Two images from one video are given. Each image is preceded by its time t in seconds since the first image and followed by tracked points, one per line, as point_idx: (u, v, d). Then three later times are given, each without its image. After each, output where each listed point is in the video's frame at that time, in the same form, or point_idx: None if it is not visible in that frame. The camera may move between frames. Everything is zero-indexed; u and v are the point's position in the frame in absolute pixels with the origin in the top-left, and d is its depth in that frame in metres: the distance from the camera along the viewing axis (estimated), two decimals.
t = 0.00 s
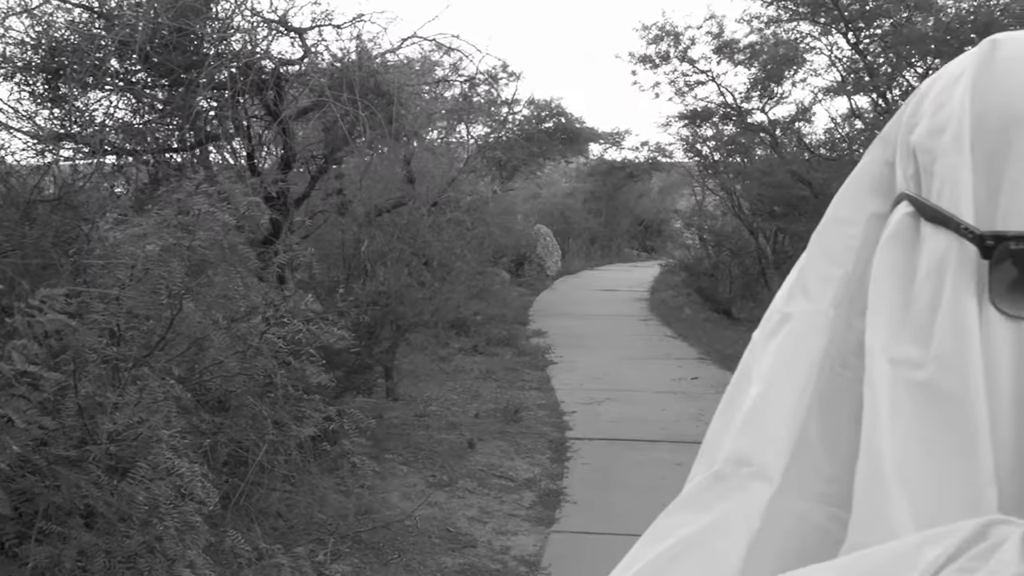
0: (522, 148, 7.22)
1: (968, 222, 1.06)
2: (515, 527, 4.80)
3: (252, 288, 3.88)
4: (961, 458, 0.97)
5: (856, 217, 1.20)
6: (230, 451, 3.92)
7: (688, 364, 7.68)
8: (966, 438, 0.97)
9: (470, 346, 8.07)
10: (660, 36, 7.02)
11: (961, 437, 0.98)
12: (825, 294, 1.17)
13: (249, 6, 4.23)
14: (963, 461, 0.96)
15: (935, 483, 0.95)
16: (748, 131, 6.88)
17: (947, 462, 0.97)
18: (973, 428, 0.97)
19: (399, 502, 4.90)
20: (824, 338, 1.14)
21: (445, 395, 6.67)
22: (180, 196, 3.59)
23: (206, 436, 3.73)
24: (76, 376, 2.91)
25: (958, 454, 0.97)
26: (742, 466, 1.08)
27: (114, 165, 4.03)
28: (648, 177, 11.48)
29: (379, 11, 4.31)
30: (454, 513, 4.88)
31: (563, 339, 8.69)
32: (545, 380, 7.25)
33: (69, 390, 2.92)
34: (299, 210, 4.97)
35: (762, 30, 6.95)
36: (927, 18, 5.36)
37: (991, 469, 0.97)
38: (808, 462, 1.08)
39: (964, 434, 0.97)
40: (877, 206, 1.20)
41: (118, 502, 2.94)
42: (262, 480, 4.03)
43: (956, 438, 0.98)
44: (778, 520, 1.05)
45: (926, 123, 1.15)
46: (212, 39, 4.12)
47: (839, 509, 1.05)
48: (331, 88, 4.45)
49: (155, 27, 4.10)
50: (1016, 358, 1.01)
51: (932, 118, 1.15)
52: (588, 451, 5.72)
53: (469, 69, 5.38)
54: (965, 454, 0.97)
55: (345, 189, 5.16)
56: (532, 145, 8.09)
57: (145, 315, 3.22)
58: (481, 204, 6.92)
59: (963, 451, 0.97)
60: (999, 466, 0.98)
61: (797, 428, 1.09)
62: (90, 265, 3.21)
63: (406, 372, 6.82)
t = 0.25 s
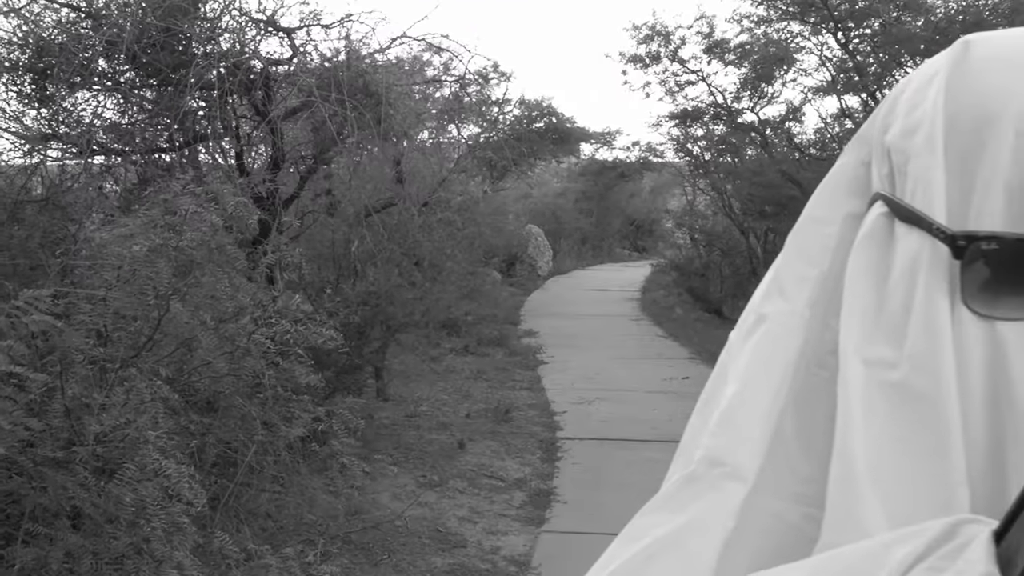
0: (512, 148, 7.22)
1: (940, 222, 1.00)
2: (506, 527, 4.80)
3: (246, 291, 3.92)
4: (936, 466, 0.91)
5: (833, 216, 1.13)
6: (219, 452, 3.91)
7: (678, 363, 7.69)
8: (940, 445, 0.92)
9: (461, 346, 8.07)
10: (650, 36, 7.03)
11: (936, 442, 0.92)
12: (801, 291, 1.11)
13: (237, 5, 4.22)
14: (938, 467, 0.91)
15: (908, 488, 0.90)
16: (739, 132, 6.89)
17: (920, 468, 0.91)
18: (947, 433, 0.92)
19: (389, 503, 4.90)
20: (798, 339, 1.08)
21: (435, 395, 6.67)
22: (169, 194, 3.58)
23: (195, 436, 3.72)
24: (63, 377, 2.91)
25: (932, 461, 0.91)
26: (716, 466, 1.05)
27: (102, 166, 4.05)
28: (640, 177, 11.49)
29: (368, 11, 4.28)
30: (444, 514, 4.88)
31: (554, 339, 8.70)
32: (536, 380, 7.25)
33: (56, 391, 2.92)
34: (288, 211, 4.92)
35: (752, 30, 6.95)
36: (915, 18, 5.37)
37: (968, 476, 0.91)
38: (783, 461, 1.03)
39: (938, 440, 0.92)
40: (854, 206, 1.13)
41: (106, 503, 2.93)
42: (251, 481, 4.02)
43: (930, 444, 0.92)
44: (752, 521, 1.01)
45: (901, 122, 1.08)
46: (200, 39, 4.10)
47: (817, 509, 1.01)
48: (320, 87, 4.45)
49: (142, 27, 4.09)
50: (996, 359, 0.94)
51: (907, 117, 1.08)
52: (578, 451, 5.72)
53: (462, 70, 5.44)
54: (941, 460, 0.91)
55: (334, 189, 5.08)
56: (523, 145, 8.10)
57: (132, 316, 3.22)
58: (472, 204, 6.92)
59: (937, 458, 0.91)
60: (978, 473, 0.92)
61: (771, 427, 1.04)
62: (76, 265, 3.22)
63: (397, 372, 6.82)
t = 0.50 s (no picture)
0: (503, 147, 7.21)
1: (913, 222, 1.00)
2: (496, 527, 4.79)
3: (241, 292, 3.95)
4: (907, 464, 0.91)
5: (809, 215, 1.13)
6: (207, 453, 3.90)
7: (669, 363, 7.69)
8: (911, 442, 0.92)
9: (452, 346, 8.07)
10: (640, 36, 7.03)
11: (908, 441, 0.92)
12: (777, 291, 1.11)
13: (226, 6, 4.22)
14: (910, 466, 0.91)
15: (882, 487, 0.91)
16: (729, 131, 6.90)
17: (892, 466, 0.92)
18: (919, 432, 0.92)
19: (379, 503, 4.89)
20: (774, 339, 1.08)
21: (426, 396, 6.67)
22: (156, 195, 3.56)
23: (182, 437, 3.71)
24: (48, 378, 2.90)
25: (904, 460, 0.92)
26: (692, 465, 1.05)
27: (90, 167, 4.01)
28: (631, 177, 11.50)
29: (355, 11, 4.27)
30: (434, 514, 4.87)
31: (545, 339, 8.70)
32: (527, 380, 7.25)
33: (42, 392, 2.92)
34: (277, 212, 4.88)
35: (742, 29, 6.96)
36: (904, 17, 5.37)
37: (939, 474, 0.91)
38: (759, 459, 1.04)
39: (909, 438, 0.92)
40: (830, 204, 1.13)
41: (92, 505, 2.92)
42: (239, 482, 4.01)
43: (901, 442, 0.92)
44: (726, 519, 1.03)
45: (875, 121, 1.07)
46: (188, 39, 4.10)
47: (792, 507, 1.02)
48: (308, 87, 4.44)
49: (129, 27, 4.07)
50: (967, 359, 0.96)
51: (879, 116, 1.07)
52: (569, 451, 5.72)
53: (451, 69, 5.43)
54: (912, 459, 0.92)
55: (323, 190, 5.05)
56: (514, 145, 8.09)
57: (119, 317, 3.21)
58: (462, 204, 6.91)
59: (909, 457, 0.92)
60: (947, 470, 0.93)
61: (747, 426, 1.05)
62: (62, 266, 3.21)
63: (387, 373, 6.81)
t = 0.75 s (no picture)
0: (494, 147, 7.21)
1: (886, 221, 1.01)
2: (486, 527, 4.79)
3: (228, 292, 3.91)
4: (879, 463, 0.92)
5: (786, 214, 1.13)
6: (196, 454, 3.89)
7: (661, 363, 7.70)
8: (884, 441, 0.92)
9: (442, 346, 8.06)
10: (630, 36, 7.03)
11: (881, 440, 0.93)
12: (754, 289, 1.11)
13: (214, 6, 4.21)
14: (883, 466, 0.91)
15: (855, 486, 0.91)
16: (719, 131, 6.91)
17: (864, 465, 0.92)
18: (892, 430, 0.92)
19: (370, 504, 4.89)
20: (750, 338, 1.08)
21: (417, 396, 6.66)
22: (143, 195, 3.53)
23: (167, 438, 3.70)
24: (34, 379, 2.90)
25: (876, 459, 0.92)
26: (667, 464, 1.05)
27: (79, 167, 3.93)
28: (622, 177, 11.50)
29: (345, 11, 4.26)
30: (425, 514, 4.87)
31: (537, 339, 8.70)
32: (518, 380, 7.25)
33: (29, 393, 2.91)
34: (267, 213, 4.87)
35: (732, 29, 6.97)
36: (893, 17, 5.39)
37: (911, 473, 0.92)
38: (734, 457, 1.05)
39: (882, 436, 0.93)
40: (807, 203, 1.14)
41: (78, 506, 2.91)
42: (229, 483, 4.00)
43: (874, 441, 0.93)
44: (702, 518, 1.03)
45: (849, 121, 1.08)
46: (176, 38, 4.08)
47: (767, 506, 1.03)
48: (297, 86, 4.41)
49: (117, 27, 4.05)
50: (939, 357, 0.96)
51: (854, 116, 1.08)
52: (559, 451, 5.72)
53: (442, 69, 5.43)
54: (886, 459, 0.92)
55: (313, 192, 5.01)
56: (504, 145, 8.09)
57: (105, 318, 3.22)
58: (453, 204, 6.90)
59: (882, 455, 0.92)
60: (918, 469, 0.94)
61: (722, 423, 1.05)
62: (50, 266, 3.13)
63: (378, 373, 6.80)
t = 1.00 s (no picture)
0: (484, 147, 7.21)
1: (858, 219, 1.12)
2: (477, 527, 4.79)
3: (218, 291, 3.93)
4: (850, 456, 1.00)
5: (760, 214, 1.23)
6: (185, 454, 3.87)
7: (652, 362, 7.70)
8: (854, 437, 1.00)
9: (433, 347, 8.06)
10: (620, 36, 7.03)
11: (853, 439, 1.00)
12: (728, 292, 1.19)
13: (202, 4, 4.20)
14: (855, 464, 0.99)
15: (830, 484, 0.98)
16: (710, 131, 6.91)
17: (836, 458, 1.00)
18: (862, 424, 1.01)
19: (360, 504, 4.89)
20: (726, 338, 1.16)
21: (407, 396, 6.66)
22: (131, 194, 3.50)
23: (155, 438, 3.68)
24: (21, 380, 2.89)
25: (847, 453, 1.00)
26: (642, 465, 1.10)
27: (66, 167, 3.88)
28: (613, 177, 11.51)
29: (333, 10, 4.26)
30: (415, 514, 4.87)
31: (528, 339, 8.69)
32: (509, 380, 7.25)
33: (15, 394, 2.90)
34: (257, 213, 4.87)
35: (721, 29, 6.98)
36: (882, 16, 5.40)
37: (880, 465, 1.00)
38: (709, 454, 1.11)
39: (852, 433, 1.00)
40: (782, 203, 1.24)
41: (64, 508, 2.91)
42: (218, 484, 4.00)
43: (845, 437, 1.00)
44: (681, 516, 1.08)
45: (823, 123, 1.21)
46: (164, 38, 4.07)
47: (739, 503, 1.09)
48: (285, 86, 4.40)
49: (104, 27, 4.02)
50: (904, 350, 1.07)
51: (829, 118, 1.21)
52: (550, 451, 5.73)
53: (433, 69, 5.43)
54: (858, 457, 0.99)
55: (301, 191, 5.03)
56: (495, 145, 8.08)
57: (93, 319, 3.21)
58: (444, 204, 6.90)
59: (854, 451, 1.00)
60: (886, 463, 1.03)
61: (700, 421, 1.11)
62: (36, 267, 3.04)
63: (369, 373, 6.80)
